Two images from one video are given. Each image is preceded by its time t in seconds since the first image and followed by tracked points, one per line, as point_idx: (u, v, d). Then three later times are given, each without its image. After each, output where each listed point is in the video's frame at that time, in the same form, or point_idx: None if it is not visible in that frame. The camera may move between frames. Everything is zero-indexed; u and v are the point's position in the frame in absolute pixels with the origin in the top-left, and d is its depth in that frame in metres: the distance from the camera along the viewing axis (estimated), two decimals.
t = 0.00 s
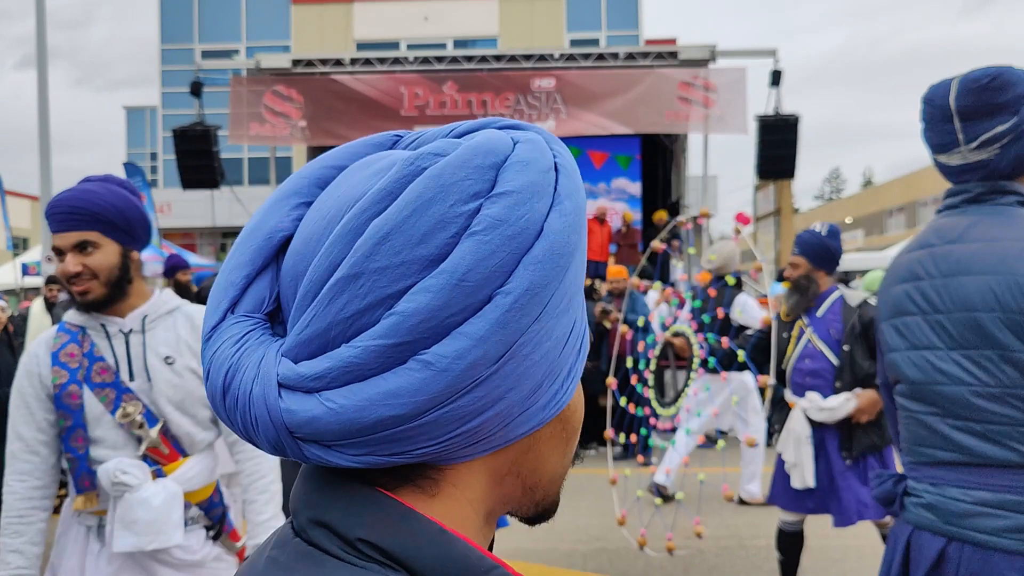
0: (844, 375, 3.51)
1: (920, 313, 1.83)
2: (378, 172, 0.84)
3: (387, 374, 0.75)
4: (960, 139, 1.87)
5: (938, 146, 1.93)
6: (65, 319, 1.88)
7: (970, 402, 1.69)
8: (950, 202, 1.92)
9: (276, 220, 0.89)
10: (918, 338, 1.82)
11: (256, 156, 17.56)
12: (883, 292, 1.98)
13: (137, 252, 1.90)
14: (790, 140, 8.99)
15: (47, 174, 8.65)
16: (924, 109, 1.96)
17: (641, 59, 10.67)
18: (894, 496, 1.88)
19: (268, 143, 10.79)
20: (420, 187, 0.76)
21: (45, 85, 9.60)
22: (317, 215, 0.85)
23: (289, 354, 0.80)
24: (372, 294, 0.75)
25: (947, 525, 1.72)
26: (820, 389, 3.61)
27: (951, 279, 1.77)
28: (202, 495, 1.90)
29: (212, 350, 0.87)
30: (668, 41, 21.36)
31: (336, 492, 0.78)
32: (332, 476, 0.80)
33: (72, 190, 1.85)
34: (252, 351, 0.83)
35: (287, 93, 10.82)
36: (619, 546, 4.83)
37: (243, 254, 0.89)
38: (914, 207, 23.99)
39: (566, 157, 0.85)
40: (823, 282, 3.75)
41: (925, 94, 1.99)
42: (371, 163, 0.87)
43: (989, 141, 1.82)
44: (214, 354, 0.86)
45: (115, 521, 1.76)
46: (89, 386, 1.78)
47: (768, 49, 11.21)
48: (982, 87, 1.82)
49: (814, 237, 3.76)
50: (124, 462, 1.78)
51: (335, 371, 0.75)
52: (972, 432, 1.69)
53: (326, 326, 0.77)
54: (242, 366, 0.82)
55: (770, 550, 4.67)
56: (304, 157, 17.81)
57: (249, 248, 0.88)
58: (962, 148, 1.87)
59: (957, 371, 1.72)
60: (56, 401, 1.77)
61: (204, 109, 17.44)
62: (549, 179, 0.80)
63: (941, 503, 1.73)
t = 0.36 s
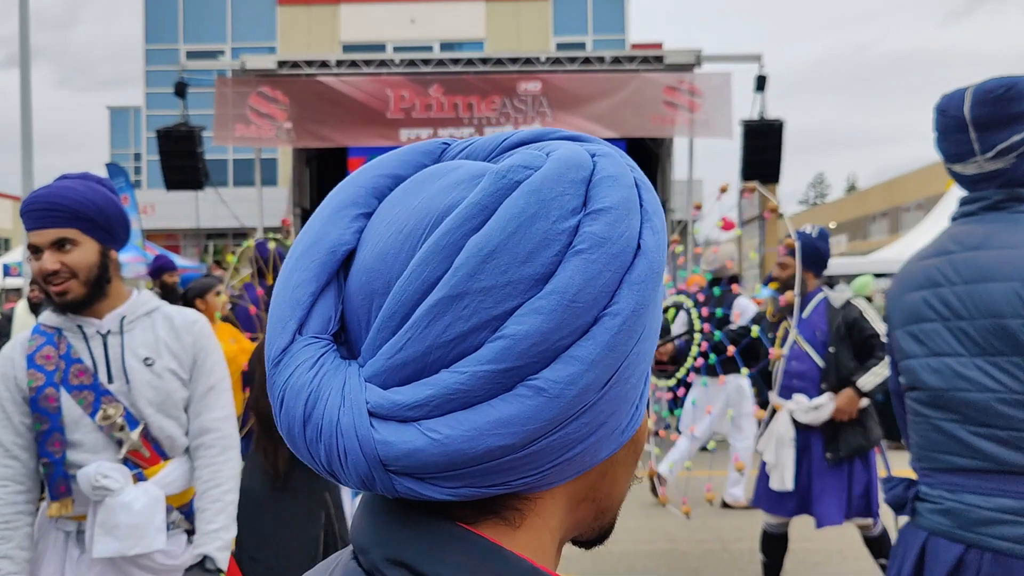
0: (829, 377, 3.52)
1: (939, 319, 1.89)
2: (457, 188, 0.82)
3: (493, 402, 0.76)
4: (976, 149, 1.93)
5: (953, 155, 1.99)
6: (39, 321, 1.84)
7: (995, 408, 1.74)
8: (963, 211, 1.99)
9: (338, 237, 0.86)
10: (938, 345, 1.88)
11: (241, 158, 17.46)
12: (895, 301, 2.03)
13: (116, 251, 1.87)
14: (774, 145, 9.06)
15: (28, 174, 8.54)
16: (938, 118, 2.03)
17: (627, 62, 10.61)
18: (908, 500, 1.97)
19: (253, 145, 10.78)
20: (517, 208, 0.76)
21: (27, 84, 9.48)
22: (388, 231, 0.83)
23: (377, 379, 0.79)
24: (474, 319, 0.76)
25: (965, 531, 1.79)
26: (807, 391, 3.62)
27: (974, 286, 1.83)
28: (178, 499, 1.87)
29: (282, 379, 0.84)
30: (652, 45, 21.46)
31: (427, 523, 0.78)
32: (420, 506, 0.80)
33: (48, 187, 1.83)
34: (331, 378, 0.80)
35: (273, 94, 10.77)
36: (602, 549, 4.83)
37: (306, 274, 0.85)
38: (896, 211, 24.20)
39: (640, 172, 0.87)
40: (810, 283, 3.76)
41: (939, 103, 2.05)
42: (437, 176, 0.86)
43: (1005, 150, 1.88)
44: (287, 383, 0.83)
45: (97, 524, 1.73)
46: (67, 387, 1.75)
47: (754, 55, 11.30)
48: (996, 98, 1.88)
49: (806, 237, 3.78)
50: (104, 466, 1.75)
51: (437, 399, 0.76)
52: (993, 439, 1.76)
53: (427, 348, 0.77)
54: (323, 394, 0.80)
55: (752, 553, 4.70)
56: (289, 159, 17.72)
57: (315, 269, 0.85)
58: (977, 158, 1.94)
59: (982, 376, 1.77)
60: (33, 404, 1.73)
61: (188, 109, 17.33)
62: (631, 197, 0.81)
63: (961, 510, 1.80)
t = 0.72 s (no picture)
0: (822, 380, 3.54)
1: (957, 323, 1.89)
2: (521, 190, 0.79)
3: (581, 416, 0.74)
4: (989, 152, 1.93)
5: (967, 159, 1.99)
6: (25, 320, 1.81)
7: (1016, 413, 1.75)
8: (975, 214, 2.00)
9: (392, 242, 0.82)
10: (953, 349, 1.89)
11: (231, 159, 17.35)
12: (908, 305, 2.04)
13: (105, 250, 1.85)
14: (765, 148, 9.09)
15: (15, 173, 8.47)
16: (949, 122, 2.03)
17: (617, 65, 10.67)
18: (916, 503, 1.98)
19: (243, 145, 10.71)
20: (595, 213, 0.74)
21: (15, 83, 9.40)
22: (450, 233, 0.79)
23: (449, 392, 0.76)
24: (558, 328, 0.73)
25: (982, 535, 1.81)
26: (800, 394, 3.61)
27: (993, 290, 1.83)
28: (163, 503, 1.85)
29: (343, 400, 0.79)
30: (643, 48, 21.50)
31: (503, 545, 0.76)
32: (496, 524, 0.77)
33: (36, 184, 1.81)
34: (398, 394, 0.76)
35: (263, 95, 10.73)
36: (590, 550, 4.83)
37: (360, 284, 0.81)
38: (886, 214, 24.26)
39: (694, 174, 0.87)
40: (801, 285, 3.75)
41: (951, 106, 2.05)
42: (495, 175, 0.82)
43: (1020, 154, 1.88)
44: (352, 403, 0.78)
45: (86, 528, 1.72)
46: (54, 389, 1.72)
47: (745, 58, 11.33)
48: (1011, 102, 1.88)
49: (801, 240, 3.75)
50: (94, 469, 1.73)
51: (522, 414, 0.73)
52: (1010, 442, 1.77)
53: (509, 361, 0.74)
54: (394, 411, 0.76)
55: (741, 554, 4.70)
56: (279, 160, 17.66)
57: (372, 278, 0.81)
58: (991, 162, 1.94)
59: (1001, 380, 1.78)
60: (20, 405, 1.71)
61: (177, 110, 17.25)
62: (695, 198, 0.80)
63: (977, 513, 1.82)
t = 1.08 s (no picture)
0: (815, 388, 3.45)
1: (990, 326, 1.89)
2: (636, 182, 0.82)
3: (742, 418, 0.76)
4: (1018, 153, 1.93)
5: (994, 161, 1.98)
6: (9, 320, 1.78)
7: None
8: (1002, 215, 1.99)
9: (503, 234, 0.83)
10: (988, 352, 1.88)
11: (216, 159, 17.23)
12: (936, 307, 2.03)
13: (94, 249, 1.81)
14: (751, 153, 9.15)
15: None
16: (974, 125, 2.01)
17: (605, 68, 11.08)
18: (944, 511, 1.97)
19: (229, 145, 10.62)
20: (740, 206, 0.78)
21: None
22: (574, 224, 0.82)
23: (593, 397, 0.78)
24: (716, 325, 0.76)
25: (1017, 542, 1.81)
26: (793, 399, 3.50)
27: None
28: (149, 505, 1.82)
29: (478, 407, 0.78)
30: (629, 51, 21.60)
31: (628, 555, 0.80)
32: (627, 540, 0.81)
33: (27, 181, 1.77)
34: (540, 398, 0.77)
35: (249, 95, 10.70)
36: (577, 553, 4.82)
37: (476, 280, 0.81)
38: (869, 220, 24.47)
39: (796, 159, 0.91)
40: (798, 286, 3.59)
41: (974, 109, 2.03)
42: (609, 161, 0.84)
43: None
44: (491, 408, 0.78)
45: (73, 531, 1.69)
46: (39, 388, 1.69)
47: (730, 63, 11.44)
48: None
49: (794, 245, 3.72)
50: (82, 471, 1.70)
51: (684, 419, 0.76)
52: None
53: (666, 360, 0.76)
54: (540, 417, 0.76)
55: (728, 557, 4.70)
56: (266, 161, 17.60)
57: (488, 273, 0.81)
58: (1019, 163, 1.93)
59: None
60: (5, 405, 1.68)
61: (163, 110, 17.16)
62: (823, 187, 0.86)
63: (1010, 521, 1.82)
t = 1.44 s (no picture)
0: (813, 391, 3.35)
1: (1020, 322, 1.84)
2: (773, 158, 0.87)
3: (912, 409, 0.82)
4: None
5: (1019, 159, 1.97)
6: None
7: None
8: None
9: (634, 208, 0.86)
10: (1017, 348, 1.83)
11: (200, 159, 17.11)
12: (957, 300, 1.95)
13: (87, 248, 1.79)
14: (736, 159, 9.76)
15: None
16: (1000, 121, 1.99)
17: (591, 72, 11.01)
18: (967, 514, 1.89)
19: (213, 145, 10.55)
20: (899, 185, 0.83)
21: None
22: (714, 201, 0.86)
23: (752, 383, 0.82)
24: (885, 309, 0.81)
25: None
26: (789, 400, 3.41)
27: None
28: (143, 507, 1.80)
29: (631, 390, 0.81)
30: (617, 54, 21.73)
31: (772, 557, 0.85)
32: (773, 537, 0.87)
33: (19, 178, 1.75)
34: (692, 385, 0.81)
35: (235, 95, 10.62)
36: (562, 555, 4.82)
37: (612, 258, 0.84)
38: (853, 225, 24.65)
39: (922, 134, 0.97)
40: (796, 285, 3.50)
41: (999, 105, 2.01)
42: (743, 136, 0.89)
43: None
44: (645, 393, 0.81)
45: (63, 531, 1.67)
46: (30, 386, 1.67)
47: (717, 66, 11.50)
48: None
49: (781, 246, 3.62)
50: (73, 470, 1.68)
51: (854, 408, 0.80)
52: None
53: (837, 344, 0.81)
54: (697, 406, 0.80)
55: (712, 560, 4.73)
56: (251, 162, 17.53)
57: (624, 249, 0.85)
58: None
59: None
60: None
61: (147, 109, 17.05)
62: (958, 169, 0.92)
63: None
